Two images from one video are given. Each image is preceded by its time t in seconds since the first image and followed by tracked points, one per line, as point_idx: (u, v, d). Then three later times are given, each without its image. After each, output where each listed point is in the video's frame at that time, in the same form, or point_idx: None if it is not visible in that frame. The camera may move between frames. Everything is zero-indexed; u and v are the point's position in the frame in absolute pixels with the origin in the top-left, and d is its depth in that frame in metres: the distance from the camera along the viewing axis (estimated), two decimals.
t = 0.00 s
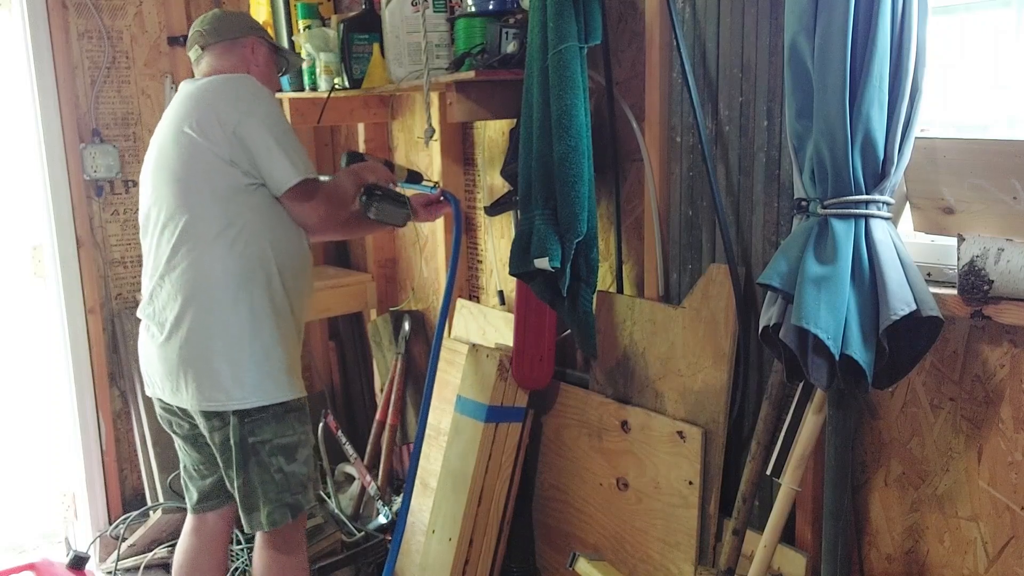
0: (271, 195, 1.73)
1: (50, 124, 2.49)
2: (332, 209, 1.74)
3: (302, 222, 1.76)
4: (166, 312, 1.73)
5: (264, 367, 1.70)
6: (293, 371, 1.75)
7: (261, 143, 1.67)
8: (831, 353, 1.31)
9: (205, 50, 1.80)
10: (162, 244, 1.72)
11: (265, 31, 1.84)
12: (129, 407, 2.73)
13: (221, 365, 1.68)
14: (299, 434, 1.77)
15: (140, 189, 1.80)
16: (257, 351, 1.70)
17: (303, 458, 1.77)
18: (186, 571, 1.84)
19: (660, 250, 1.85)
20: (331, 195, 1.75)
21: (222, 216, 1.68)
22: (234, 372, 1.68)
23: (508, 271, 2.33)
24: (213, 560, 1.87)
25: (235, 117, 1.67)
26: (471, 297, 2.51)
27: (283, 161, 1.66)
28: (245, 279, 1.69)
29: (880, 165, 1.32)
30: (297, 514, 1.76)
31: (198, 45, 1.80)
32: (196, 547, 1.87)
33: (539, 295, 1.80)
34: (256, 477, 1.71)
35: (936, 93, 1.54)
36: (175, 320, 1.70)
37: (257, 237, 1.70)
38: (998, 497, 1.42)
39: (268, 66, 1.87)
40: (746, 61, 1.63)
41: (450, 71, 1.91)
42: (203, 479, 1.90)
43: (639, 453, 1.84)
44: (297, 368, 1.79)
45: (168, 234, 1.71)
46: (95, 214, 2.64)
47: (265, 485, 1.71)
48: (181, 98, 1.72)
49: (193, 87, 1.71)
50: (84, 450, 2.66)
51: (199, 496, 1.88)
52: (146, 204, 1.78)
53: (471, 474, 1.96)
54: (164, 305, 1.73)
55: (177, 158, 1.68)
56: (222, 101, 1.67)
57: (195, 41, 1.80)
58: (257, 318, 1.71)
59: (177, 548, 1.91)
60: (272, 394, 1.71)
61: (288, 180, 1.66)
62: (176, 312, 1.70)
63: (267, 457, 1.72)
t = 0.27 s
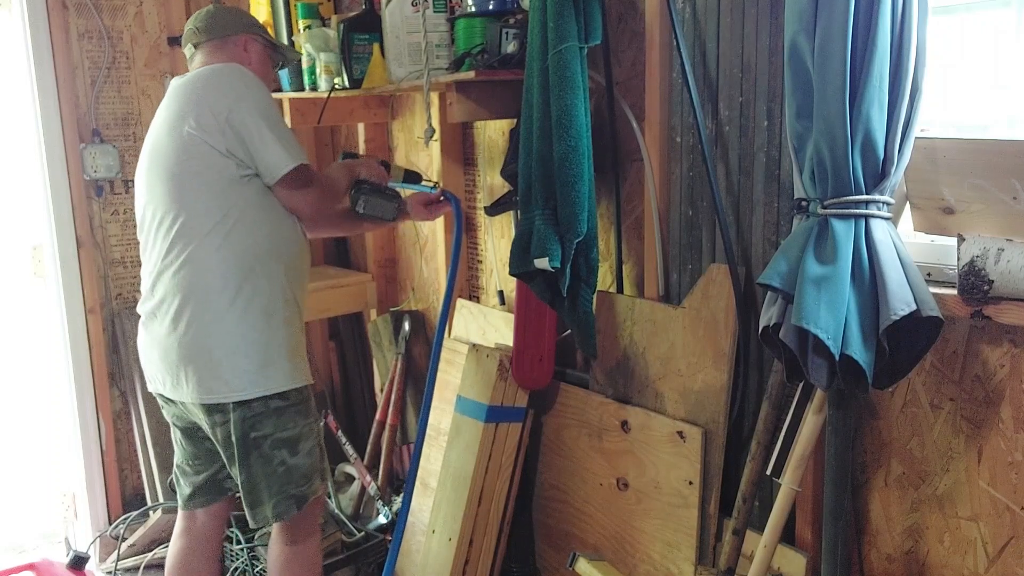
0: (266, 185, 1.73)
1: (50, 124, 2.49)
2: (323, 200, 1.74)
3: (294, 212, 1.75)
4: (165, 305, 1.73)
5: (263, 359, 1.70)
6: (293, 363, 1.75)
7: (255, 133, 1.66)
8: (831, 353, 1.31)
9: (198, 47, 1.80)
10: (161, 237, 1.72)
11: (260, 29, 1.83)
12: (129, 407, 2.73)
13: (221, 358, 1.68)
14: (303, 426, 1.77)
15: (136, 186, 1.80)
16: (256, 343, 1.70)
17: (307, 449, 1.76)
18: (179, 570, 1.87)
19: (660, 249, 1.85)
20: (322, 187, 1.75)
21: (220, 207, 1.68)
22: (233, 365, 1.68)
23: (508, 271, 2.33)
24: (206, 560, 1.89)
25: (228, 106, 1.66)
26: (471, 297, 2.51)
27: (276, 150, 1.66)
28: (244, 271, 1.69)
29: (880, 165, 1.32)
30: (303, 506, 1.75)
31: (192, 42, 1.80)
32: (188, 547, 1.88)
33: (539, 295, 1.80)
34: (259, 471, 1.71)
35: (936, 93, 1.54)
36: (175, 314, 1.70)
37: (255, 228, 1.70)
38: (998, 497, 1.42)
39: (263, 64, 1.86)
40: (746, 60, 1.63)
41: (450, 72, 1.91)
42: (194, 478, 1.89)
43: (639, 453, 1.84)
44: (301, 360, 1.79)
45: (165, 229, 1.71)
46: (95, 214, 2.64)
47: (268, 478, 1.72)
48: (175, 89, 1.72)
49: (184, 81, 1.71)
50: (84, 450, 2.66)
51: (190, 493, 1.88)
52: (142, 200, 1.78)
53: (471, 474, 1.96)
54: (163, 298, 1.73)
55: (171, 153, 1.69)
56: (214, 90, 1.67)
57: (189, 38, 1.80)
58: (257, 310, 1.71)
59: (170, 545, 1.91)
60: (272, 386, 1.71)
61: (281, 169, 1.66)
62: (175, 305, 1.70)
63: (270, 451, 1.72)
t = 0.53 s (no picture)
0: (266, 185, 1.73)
1: (50, 124, 2.49)
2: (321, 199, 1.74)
3: (292, 211, 1.74)
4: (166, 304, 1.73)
5: (263, 359, 1.70)
6: (294, 363, 1.75)
7: (254, 133, 1.66)
8: (831, 353, 1.31)
9: (199, 48, 1.80)
10: (162, 237, 1.73)
11: (260, 29, 1.82)
12: (129, 407, 2.73)
13: (221, 357, 1.68)
14: (306, 422, 1.76)
15: (137, 186, 1.80)
16: (257, 343, 1.70)
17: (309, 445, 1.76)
18: (177, 570, 1.87)
19: (660, 249, 1.85)
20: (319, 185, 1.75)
21: (220, 207, 1.68)
22: (234, 364, 1.68)
23: (508, 271, 2.33)
24: (204, 559, 1.89)
25: (228, 106, 1.66)
26: (471, 297, 2.51)
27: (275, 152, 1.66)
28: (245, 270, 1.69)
29: (880, 165, 1.32)
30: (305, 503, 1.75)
31: (193, 42, 1.80)
32: (186, 547, 1.88)
33: (539, 295, 1.80)
34: (261, 468, 1.72)
35: (936, 93, 1.54)
36: (176, 313, 1.71)
37: (255, 228, 1.70)
38: (998, 497, 1.42)
39: (263, 63, 1.86)
40: (746, 61, 1.63)
41: (450, 72, 1.91)
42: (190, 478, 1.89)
43: (639, 452, 1.84)
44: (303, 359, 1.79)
45: (166, 230, 1.71)
46: (95, 214, 2.64)
47: (271, 475, 1.72)
48: (176, 88, 1.73)
49: (184, 81, 1.71)
50: (84, 450, 2.66)
51: (187, 492, 1.88)
52: (143, 201, 1.78)
53: (472, 474, 1.96)
54: (164, 297, 1.73)
55: (171, 154, 1.69)
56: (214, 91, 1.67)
57: (190, 38, 1.80)
58: (258, 310, 1.71)
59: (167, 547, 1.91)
60: (273, 386, 1.71)
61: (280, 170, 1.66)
62: (176, 304, 1.70)
63: (271, 448, 1.73)
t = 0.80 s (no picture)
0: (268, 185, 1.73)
1: (50, 124, 2.49)
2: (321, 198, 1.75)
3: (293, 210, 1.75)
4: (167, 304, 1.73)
5: (264, 359, 1.70)
6: (294, 363, 1.75)
7: (256, 133, 1.67)
8: (831, 353, 1.31)
9: (204, 48, 1.81)
10: (162, 236, 1.73)
11: (263, 30, 1.82)
12: (129, 407, 2.73)
13: (221, 357, 1.68)
14: (305, 422, 1.77)
15: (138, 186, 1.80)
16: (257, 343, 1.70)
17: (309, 446, 1.76)
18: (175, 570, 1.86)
19: (660, 249, 1.85)
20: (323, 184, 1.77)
21: (221, 207, 1.68)
22: (234, 364, 1.68)
23: (508, 271, 2.34)
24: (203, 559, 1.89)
25: (229, 107, 1.66)
26: (471, 297, 2.51)
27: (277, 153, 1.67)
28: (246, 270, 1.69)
29: (880, 165, 1.32)
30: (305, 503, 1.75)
31: (197, 43, 1.81)
32: (185, 548, 1.88)
33: (539, 295, 1.80)
34: (261, 467, 1.71)
35: (935, 93, 1.54)
36: (176, 312, 1.71)
37: (256, 228, 1.70)
38: (998, 497, 1.42)
39: (267, 64, 1.85)
40: (746, 61, 1.63)
41: (450, 72, 1.91)
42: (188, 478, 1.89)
43: (639, 452, 1.84)
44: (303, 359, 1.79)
45: (166, 229, 1.71)
46: (95, 214, 2.64)
47: (270, 476, 1.72)
48: (178, 88, 1.73)
49: (186, 81, 1.72)
50: (84, 450, 2.66)
51: (186, 492, 1.88)
52: (144, 200, 1.78)
53: (471, 474, 1.96)
54: (164, 297, 1.73)
55: (172, 153, 1.69)
56: (215, 91, 1.67)
57: (195, 39, 1.81)
58: (258, 310, 1.71)
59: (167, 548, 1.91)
60: (273, 386, 1.71)
61: (282, 170, 1.67)
62: (177, 304, 1.70)
63: (271, 448, 1.73)
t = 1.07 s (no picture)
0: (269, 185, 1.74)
1: (50, 124, 2.49)
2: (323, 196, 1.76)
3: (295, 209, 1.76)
4: (166, 304, 1.73)
5: (263, 360, 1.70)
6: (293, 363, 1.75)
7: (258, 133, 1.67)
8: (830, 353, 1.31)
9: (204, 48, 1.80)
10: (162, 236, 1.73)
11: (264, 30, 1.82)
12: (129, 407, 2.73)
13: (220, 357, 1.68)
14: (304, 424, 1.77)
15: (137, 186, 1.80)
16: (257, 343, 1.70)
17: (307, 447, 1.76)
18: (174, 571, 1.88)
19: (660, 249, 1.85)
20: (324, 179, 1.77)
21: (221, 207, 1.68)
22: (233, 364, 1.68)
23: (508, 271, 2.33)
24: (200, 560, 1.90)
25: (230, 107, 1.67)
26: (471, 297, 2.51)
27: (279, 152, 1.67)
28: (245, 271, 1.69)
29: (880, 165, 1.32)
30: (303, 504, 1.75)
31: (198, 43, 1.81)
32: (182, 549, 1.89)
33: (539, 295, 1.80)
34: (259, 468, 1.71)
35: (935, 93, 1.54)
36: (175, 312, 1.70)
37: (256, 228, 1.70)
38: (998, 497, 1.42)
39: (269, 64, 1.85)
40: (746, 61, 1.63)
41: (450, 72, 1.91)
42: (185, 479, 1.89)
43: (639, 452, 1.84)
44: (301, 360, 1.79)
45: (166, 229, 1.71)
46: (95, 214, 2.64)
47: (268, 477, 1.71)
48: (178, 88, 1.73)
49: (186, 81, 1.72)
50: (84, 450, 2.66)
51: (184, 493, 1.88)
52: (143, 200, 1.78)
53: (471, 475, 1.96)
54: (163, 297, 1.73)
55: (172, 153, 1.69)
56: (216, 91, 1.67)
57: (196, 39, 1.81)
58: (258, 310, 1.71)
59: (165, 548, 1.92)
60: (273, 386, 1.71)
61: (284, 169, 1.68)
62: (176, 304, 1.70)
63: (270, 449, 1.72)
